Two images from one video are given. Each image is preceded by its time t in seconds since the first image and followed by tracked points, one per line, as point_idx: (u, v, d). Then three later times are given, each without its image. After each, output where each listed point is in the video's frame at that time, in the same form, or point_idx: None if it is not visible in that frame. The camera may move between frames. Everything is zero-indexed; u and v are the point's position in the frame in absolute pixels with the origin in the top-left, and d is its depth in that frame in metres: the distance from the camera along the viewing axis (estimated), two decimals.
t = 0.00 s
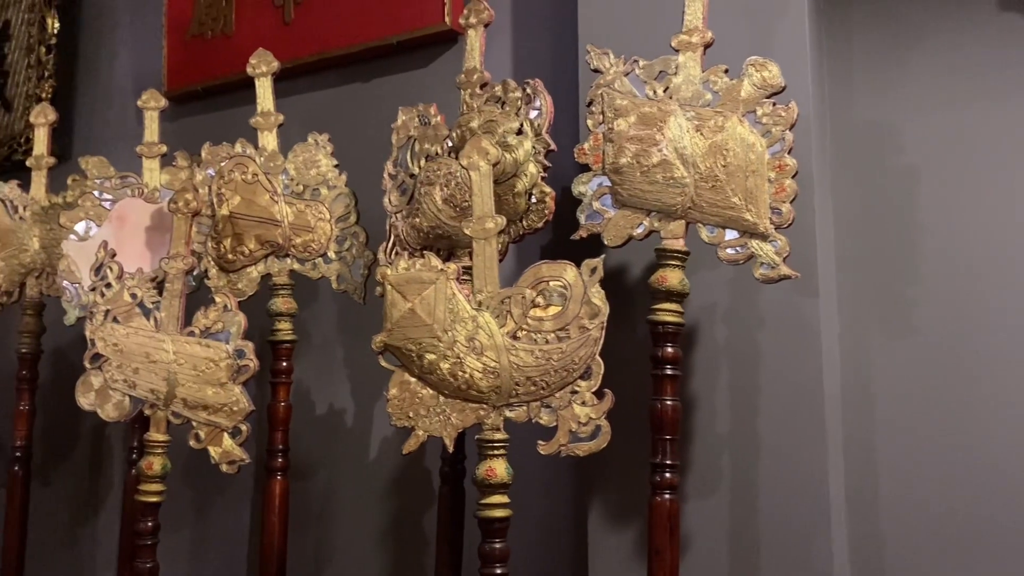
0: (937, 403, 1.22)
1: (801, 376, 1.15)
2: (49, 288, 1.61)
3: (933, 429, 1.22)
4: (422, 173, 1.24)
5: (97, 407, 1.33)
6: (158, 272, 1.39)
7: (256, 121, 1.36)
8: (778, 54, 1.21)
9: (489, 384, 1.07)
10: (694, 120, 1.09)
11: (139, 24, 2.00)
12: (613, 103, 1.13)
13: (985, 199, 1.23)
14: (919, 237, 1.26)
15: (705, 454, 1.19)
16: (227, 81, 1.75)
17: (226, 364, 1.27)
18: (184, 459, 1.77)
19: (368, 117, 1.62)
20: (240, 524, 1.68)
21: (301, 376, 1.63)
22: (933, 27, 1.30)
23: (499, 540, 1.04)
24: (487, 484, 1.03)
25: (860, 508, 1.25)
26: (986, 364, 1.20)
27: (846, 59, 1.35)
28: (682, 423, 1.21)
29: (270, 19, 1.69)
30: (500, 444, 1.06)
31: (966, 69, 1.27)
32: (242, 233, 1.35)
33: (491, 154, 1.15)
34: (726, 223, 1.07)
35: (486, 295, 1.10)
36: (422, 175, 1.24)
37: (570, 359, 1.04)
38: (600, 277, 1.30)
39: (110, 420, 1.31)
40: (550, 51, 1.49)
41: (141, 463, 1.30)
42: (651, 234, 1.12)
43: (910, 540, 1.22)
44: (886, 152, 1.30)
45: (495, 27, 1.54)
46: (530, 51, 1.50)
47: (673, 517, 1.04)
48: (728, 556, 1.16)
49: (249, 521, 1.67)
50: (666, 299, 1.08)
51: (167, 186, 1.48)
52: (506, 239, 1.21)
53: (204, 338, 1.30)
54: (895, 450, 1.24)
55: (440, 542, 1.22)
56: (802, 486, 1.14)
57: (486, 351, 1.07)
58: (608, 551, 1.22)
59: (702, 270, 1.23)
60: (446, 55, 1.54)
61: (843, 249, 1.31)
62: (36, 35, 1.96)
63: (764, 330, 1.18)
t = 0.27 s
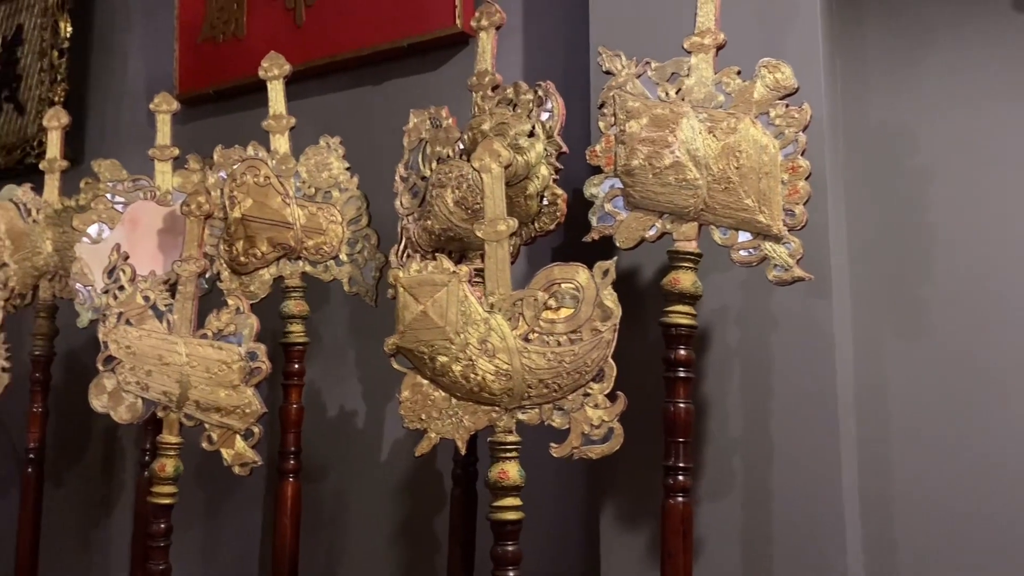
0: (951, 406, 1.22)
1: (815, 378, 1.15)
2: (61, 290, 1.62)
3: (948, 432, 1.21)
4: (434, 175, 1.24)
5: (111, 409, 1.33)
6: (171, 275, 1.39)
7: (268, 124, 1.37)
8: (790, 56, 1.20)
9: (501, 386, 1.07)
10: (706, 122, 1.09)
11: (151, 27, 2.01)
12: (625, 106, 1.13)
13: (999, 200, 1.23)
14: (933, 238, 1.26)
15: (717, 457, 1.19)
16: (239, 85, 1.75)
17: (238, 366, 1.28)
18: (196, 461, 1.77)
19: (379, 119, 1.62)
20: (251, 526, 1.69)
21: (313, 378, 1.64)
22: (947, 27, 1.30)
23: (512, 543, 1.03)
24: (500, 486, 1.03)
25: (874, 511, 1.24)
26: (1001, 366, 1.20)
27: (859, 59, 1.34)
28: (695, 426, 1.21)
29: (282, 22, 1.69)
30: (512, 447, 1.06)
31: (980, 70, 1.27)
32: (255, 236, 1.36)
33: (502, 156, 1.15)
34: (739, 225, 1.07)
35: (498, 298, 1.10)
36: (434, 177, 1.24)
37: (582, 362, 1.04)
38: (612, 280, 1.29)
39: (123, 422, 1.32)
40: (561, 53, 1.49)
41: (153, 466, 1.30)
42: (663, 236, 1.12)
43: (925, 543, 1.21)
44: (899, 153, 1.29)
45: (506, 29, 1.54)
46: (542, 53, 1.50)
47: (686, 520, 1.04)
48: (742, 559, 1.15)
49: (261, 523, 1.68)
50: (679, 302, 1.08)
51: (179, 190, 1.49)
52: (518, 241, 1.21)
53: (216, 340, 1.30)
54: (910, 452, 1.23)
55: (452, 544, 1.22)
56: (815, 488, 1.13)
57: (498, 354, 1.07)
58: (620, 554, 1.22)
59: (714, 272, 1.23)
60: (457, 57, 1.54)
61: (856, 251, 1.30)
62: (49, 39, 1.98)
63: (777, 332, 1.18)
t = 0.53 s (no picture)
0: (961, 409, 1.21)
1: (824, 382, 1.15)
2: (71, 294, 1.63)
3: (958, 435, 1.21)
4: (442, 179, 1.24)
5: (120, 413, 1.34)
6: (180, 279, 1.40)
7: (276, 128, 1.37)
8: (798, 59, 1.20)
9: (510, 390, 1.07)
10: (714, 125, 1.09)
11: (160, 32, 2.02)
12: (633, 109, 1.13)
13: (1009, 203, 1.22)
14: (942, 241, 1.25)
15: (726, 460, 1.19)
16: (247, 89, 1.76)
17: (247, 370, 1.28)
18: (205, 464, 1.78)
19: (387, 123, 1.63)
20: (260, 529, 1.69)
21: (321, 382, 1.64)
22: (956, 30, 1.29)
23: (521, 547, 1.03)
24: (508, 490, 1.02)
25: (884, 515, 1.24)
26: (1011, 369, 1.19)
27: (868, 62, 1.34)
28: (703, 430, 1.21)
29: (290, 27, 1.70)
30: (521, 451, 1.06)
31: (989, 72, 1.26)
32: (264, 240, 1.36)
33: (511, 161, 1.15)
34: (748, 228, 1.07)
35: (506, 301, 1.10)
36: (442, 181, 1.24)
37: (591, 366, 1.04)
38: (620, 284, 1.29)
39: (133, 426, 1.33)
40: (569, 57, 1.49)
41: (162, 469, 1.31)
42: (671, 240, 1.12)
43: (935, 548, 1.20)
44: (908, 156, 1.29)
45: (513, 33, 1.55)
46: (549, 57, 1.50)
47: (695, 524, 1.04)
48: (751, 563, 1.15)
49: (269, 527, 1.68)
50: (687, 305, 1.07)
51: (190, 194, 1.48)
52: (526, 245, 1.21)
53: (225, 344, 1.30)
54: (920, 456, 1.23)
55: (461, 548, 1.23)
56: (825, 492, 1.13)
57: (506, 358, 1.07)
58: (629, 558, 1.22)
59: (722, 276, 1.23)
60: (465, 61, 1.55)
61: (865, 254, 1.30)
62: (59, 44, 1.99)
63: (786, 335, 1.18)
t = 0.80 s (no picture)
0: (971, 413, 1.21)
1: (833, 385, 1.14)
2: (81, 299, 1.63)
3: (968, 439, 1.21)
4: (450, 183, 1.24)
5: (130, 416, 1.34)
6: (189, 282, 1.40)
7: (285, 132, 1.38)
8: (806, 61, 1.20)
9: (518, 394, 1.07)
10: (722, 128, 1.09)
11: (168, 36, 2.03)
12: (641, 113, 1.12)
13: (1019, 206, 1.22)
14: (951, 245, 1.25)
15: (735, 464, 1.19)
16: (255, 94, 1.77)
17: (257, 374, 1.28)
18: (214, 467, 1.78)
19: (395, 127, 1.63)
20: (269, 532, 1.69)
21: (329, 385, 1.65)
22: (964, 33, 1.29)
23: (529, 550, 1.03)
24: (517, 494, 1.03)
25: (893, 519, 1.23)
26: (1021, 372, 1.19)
27: (876, 65, 1.34)
28: (712, 433, 1.21)
29: (298, 31, 1.71)
30: (529, 454, 1.06)
31: (998, 75, 1.26)
32: (272, 243, 1.37)
33: (519, 164, 1.14)
34: (757, 231, 1.07)
35: (514, 305, 1.10)
36: (450, 185, 1.24)
37: (599, 369, 1.04)
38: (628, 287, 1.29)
39: (143, 429, 1.33)
40: (576, 60, 1.49)
41: (172, 473, 1.31)
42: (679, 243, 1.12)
43: (945, 552, 1.20)
44: (917, 159, 1.29)
45: (520, 37, 1.55)
46: (556, 61, 1.51)
47: (704, 527, 1.04)
48: (760, 566, 1.15)
49: (278, 530, 1.68)
50: (696, 308, 1.07)
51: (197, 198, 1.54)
52: (534, 248, 1.22)
53: (234, 348, 1.31)
54: (929, 460, 1.22)
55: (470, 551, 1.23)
56: (835, 496, 1.13)
57: (515, 361, 1.07)
58: (638, 561, 1.22)
59: (730, 278, 1.23)
60: (472, 65, 1.55)
61: (873, 257, 1.30)
62: (68, 49, 2.00)
63: (795, 338, 1.17)
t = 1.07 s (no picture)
0: (982, 416, 1.20)
1: (844, 388, 1.14)
2: (93, 303, 1.64)
3: (979, 442, 1.20)
4: (459, 187, 1.25)
5: (142, 420, 1.35)
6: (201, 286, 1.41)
7: (295, 137, 1.38)
8: (815, 64, 1.20)
9: (529, 397, 1.07)
10: (732, 132, 1.09)
11: (178, 42, 2.04)
12: (650, 116, 1.13)
13: None
14: (962, 247, 1.25)
15: (746, 467, 1.19)
16: (265, 98, 1.78)
17: (268, 377, 1.29)
18: (225, 470, 1.79)
19: (404, 132, 1.64)
20: (279, 535, 1.70)
21: (340, 389, 1.65)
22: (974, 35, 1.29)
23: (540, 554, 1.04)
24: (528, 497, 1.03)
25: (905, 523, 1.23)
26: None
27: (885, 68, 1.34)
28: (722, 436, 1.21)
29: (307, 36, 1.72)
30: (540, 457, 1.06)
31: (1008, 78, 1.26)
32: (282, 248, 1.37)
33: (529, 168, 1.16)
34: (767, 234, 1.07)
35: (524, 308, 1.10)
36: (460, 189, 1.25)
37: (609, 373, 1.04)
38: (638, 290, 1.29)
39: (155, 433, 1.34)
40: (584, 64, 1.49)
41: (184, 476, 1.32)
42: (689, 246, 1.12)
43: (957, 555, 1.19)
44: (927, 162, 1.29)
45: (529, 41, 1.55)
46: (565, 64, 1.51)
47: (715, 530, 1.04)
48: (771, 569, 1.15)
49: (288, 534, 1.69)
50: (706, 312, 1.08)
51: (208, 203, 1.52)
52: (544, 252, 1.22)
53: (245, 352, 1.31)
54: (941, 463, 1.22)
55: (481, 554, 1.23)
56: (845, 499, 1.12)
57: (525, 365, 1.08)
58: (649, 565, 1.22)
59: (741, 281, 1.23)
60: (481, 70, 1.56)
61: (884, 260, 1.30)
62: (80, 55, 2.01)
63: (805, 341, 1.17)
